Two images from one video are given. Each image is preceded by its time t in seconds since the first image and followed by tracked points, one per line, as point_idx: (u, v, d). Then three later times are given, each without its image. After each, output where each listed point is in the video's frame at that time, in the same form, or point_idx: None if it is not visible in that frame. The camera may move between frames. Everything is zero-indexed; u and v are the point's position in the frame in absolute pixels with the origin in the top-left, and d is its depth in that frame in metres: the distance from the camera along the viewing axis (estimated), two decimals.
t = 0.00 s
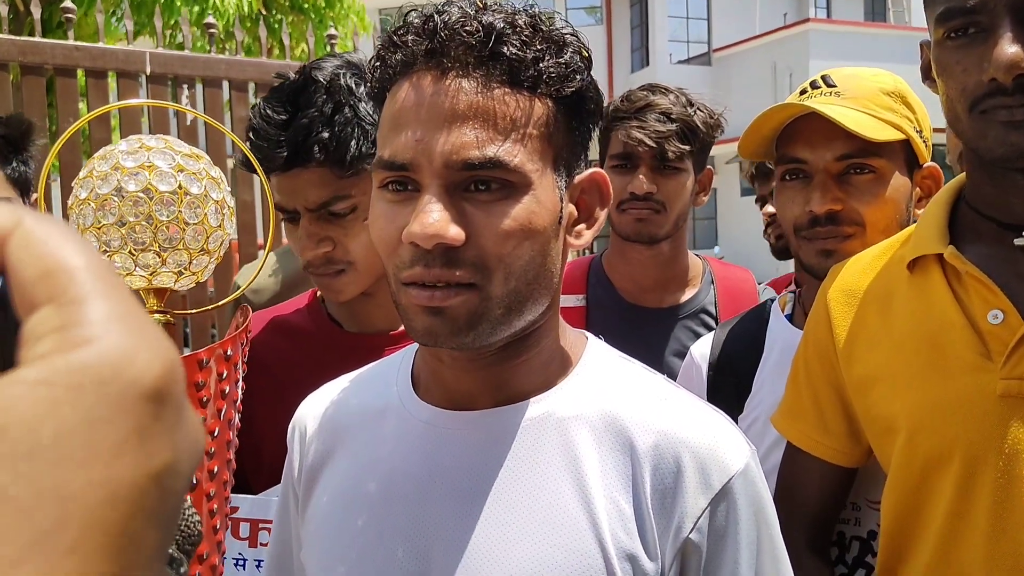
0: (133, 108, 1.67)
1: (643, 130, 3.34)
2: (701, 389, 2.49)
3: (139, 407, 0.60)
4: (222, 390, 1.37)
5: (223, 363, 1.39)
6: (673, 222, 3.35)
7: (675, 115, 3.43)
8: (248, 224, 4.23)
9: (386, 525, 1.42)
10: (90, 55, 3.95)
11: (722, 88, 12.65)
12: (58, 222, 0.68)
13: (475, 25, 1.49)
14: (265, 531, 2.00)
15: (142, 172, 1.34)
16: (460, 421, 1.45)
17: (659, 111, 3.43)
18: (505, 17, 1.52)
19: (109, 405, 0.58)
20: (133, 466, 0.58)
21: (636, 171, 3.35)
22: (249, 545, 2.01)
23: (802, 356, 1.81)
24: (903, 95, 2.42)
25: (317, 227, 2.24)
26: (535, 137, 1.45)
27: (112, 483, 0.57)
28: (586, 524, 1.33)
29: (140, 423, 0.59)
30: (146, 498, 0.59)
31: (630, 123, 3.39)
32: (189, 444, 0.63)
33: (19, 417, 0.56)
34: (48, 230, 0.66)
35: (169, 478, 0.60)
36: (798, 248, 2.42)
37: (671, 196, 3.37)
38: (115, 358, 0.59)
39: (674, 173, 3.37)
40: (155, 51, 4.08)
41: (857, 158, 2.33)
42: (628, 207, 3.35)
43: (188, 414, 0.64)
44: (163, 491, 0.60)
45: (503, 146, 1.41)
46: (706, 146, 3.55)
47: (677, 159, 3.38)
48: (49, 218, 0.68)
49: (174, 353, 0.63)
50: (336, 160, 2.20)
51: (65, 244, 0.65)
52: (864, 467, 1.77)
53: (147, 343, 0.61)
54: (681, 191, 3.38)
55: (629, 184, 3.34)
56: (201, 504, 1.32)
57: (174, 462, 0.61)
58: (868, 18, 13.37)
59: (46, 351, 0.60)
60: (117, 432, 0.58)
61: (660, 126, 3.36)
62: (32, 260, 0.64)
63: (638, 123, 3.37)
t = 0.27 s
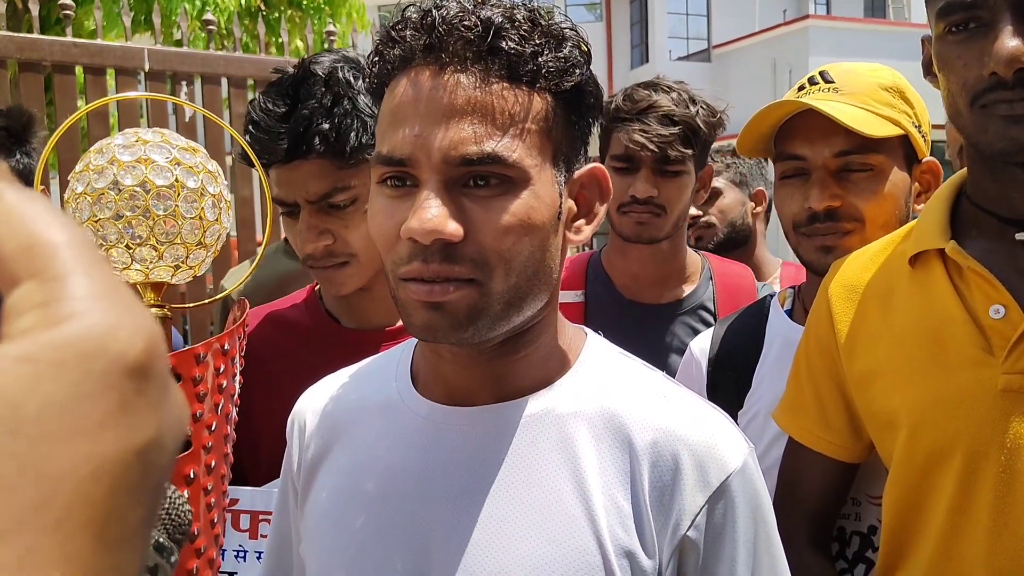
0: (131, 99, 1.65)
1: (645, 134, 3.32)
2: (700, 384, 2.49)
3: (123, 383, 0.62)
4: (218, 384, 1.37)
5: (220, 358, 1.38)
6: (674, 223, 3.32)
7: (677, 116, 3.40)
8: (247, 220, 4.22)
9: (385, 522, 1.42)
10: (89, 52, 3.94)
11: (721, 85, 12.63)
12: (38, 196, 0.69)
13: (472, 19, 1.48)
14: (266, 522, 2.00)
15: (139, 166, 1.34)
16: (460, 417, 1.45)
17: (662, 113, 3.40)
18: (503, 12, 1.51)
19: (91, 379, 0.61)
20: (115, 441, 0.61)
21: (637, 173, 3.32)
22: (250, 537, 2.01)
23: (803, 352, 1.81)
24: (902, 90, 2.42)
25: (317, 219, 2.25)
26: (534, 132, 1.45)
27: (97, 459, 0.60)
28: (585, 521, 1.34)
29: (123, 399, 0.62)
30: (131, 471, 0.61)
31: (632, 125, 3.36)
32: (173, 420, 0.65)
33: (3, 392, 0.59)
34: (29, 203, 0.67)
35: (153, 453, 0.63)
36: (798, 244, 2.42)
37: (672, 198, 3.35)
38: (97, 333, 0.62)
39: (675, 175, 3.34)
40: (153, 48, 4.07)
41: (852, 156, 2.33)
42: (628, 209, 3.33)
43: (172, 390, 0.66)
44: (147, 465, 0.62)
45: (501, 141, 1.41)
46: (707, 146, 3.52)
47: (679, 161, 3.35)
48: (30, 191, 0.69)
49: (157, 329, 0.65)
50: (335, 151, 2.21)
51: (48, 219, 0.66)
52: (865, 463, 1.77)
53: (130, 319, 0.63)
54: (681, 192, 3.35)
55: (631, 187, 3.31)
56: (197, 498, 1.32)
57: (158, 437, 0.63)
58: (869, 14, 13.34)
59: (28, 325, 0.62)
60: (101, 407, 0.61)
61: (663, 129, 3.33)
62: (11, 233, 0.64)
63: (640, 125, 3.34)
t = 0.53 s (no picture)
0: (131, 99, 1.65)
1: (647, 151, 3.23)
2: (701, 382, 2.49)
3: (106, 377, 0.64)
4: (216, 381, 1.37)
5: (218, 354, 1.38)
6: (675, 234, 3.25)
7: (680, 129, 3.32)
8: (246, 219, 4.22)
9: (384, 520, 1.42)
10: (87, 51, 3.93)
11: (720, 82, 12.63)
12: (16, 187, 0.71)
13: (474, 16, 1.49)
14: (269, 520, 2.00)
15: (137, 164, 1.33)
16: (461, 414, 1.45)
17: (663, 126, 3.31)
18: (504, 9, 1.51)
19: (74, 371, 0.63)
20: (100, 438, 0.63)
21: (638, 187, 3.23)
22: (252, 535, 2.01)
23: (804, 349, 1.81)
24: (902, 89, 2.42)
25: (327, 207, 2.24)
26: (532, 129, 1.44)
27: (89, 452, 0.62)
28: (581, 516, 1.34)
29: (106, 393, 0.63)
30: (117, 468, 0.63)
31: (633, 140, 3.28)
32: (158, 414, 0.67)
33: None
34: (8, 194, 0.68)
35: (140, 450, 0.64)
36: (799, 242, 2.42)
37: (674, 209, 3.27)
38: (78, 325, 0.63)
39: (677, 188, 3.26)
40: (152, 46, 4.07)
41: (855, 153, 2.32)
42: (629, 221, 3.24)
43: (155, 386, 0.67)
44: (133, 461, 0.64)
45: (501, 135, 1.41)
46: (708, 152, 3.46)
47: (681, 174, 3.26)
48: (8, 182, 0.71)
49: (139, 320, 0.66)
50: (348, 141, 2.23)
51: (27, 212, 0.67)
52: (866, 461, 1.77)
53: (114, 310, 0.65)
54: (682, 203, 3.28)
55: (633, 202, 3.24)
56: (196, 494, 1.32)
57: (144, 433, 0.65)
58: (867, 11, 13.34)
59: (6, 318, 0.63)
60: (85, 401, 0.63)
61: (663, 145, 3.25)
62: None
63: (641, 141, 3.26)
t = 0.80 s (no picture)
0: (131, 101, 1.65)
1: (643, 157, 3.23)
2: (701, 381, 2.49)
3: (89, 388, 0.64)
4: (217, 383, 1.38)
5: (219, 356, 1.39)
6: (672, 237, 3.26)
7: (676, 134, 3.31)
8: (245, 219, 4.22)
9: (383, 520, 1.42)
10: (86, 50, 3.93)
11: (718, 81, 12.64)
12: None
13: (481, 16, 1.49)
14: (271, 516, 2.01)
15: (137, 168, 1.34)
16: (460, 413, 1.46)
17: (659, 132, 3.30)
18: (510, 11, 1.52)
19: (56, 382, 0.63)
20: (83, 449, 0.63)
21: (634, 191, 3.23)
22: (254, 531, 2.01)
23: (801, 347, 1.82)
24: (897, 89, 2.43)
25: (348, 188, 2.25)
26: (537, 128, 1.45)
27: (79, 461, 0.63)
28: (579, 512, 1.34)
29: (89, 403, 0.64)
30: (97, 482, 0.64)
31: (630, 146, 3.27)
32: (143, 424, 0.68)
33: None
34: None
35: (124, 460, 0.66)
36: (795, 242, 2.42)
37: (670, 213, 3.27)
38: (63, 337, 0.64)
39: (674, 192, 3.25)
40: (151, 46, 4.07)
41: (852, 152, 2.33)
42: (626, 225, 3.24)
43: (139, 397, 0.69)
44: (117, 473, 0.65)
45: (508, 133, 1.42)
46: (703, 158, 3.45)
47: (677, 179, 3.26)
48: None
49: (122, 332, 0.68)
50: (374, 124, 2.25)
51: (10, 222, 0.68)
52: (862, 459, 1.77)
53: (96, 319, 0.66)
54: (678, 206, 3.28)
55: (630, 205, 3.25)
56: (198, 496, 1.33)
57: (128, 446, 0.66)
58: (864, 10, 13.36)
59: None
60: (67, 415, 0.63)
61: (659, 151, 3.24)
62: None
63: (637, 147, 3.25)
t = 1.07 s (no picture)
0: (128, 98, 1.65)
1: (642, 154, 3.23)
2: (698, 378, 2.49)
3: (55, 397, 0.68)
4: (215, 383, 1.38)
5: (218, 356, 1.39)
6: (670, 235, 3.26)
7: (674, 132, 3.32)
8: (243, 218, 4.22)
9: (384, 520, 1.42)
10: (83, 50, 3.93)
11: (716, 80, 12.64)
12: None
13: (484, 13, 1.49)
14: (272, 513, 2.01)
15: (135, 166, 1.33)
16: (459, 413, 1.46)
17: (659, 130, 3.30)
18: (513, 8, 1.52)
19: (24, 395, 0.66)
20: (50, 459, 0.67)
21: (633, 189, 3.24)
22: (255, 529, 2.01)
23: (799, 346, 1.82)
24: (893, 87, 2.43)
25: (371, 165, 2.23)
26: (540, 126, 1.46)
27: (52, 473, 0.67)
28: (580, 512, 1.35)
29: (56, 412, 0.68)
30: (66, 491, 0.68)
31: (628, 143, 3.27)
32: (114, 429, 0.72)
33: None
34: None
35: (96, 467, 0.71)
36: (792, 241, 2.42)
37: (668, 211, 3.27)
38: (30, 344, 0.66)
39: (672, 190, 3.26)
40: (147, 45, 4.06)
41: (849, 152, 2.34)
42: (624, 222, 3.25)
43: (108, 402, 0.72)
44: (87, 482, 0.69)
45: (511, 131, 1.41)
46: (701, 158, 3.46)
47: (676, 177, 3.26)
48: None
49: (89, 336, 0.71)
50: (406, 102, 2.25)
51: None
52: (861, 457, 1.78)
53: (62, 326, 0.69)
54: (675, 204, 3.28)
55: (628, 202, 3.25)
56: (196, 497, 1.33)
57: (97, 453, 0.70)
58: (862, 9, 13.37)
59: None
60: (32, 423, 0.67)
61: (658, 149, 3.24)
62: None
63: (636, 145, 3.25)
